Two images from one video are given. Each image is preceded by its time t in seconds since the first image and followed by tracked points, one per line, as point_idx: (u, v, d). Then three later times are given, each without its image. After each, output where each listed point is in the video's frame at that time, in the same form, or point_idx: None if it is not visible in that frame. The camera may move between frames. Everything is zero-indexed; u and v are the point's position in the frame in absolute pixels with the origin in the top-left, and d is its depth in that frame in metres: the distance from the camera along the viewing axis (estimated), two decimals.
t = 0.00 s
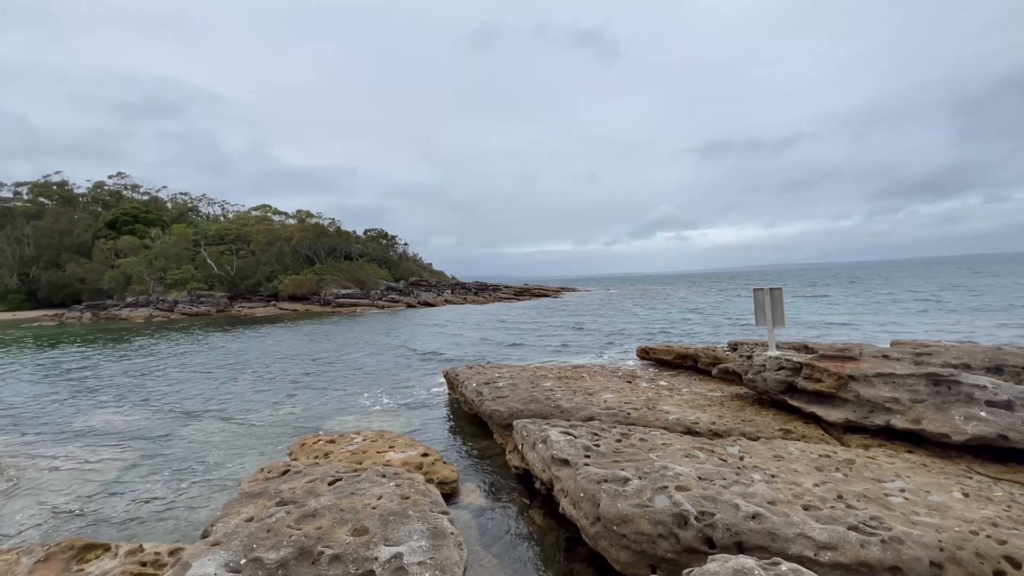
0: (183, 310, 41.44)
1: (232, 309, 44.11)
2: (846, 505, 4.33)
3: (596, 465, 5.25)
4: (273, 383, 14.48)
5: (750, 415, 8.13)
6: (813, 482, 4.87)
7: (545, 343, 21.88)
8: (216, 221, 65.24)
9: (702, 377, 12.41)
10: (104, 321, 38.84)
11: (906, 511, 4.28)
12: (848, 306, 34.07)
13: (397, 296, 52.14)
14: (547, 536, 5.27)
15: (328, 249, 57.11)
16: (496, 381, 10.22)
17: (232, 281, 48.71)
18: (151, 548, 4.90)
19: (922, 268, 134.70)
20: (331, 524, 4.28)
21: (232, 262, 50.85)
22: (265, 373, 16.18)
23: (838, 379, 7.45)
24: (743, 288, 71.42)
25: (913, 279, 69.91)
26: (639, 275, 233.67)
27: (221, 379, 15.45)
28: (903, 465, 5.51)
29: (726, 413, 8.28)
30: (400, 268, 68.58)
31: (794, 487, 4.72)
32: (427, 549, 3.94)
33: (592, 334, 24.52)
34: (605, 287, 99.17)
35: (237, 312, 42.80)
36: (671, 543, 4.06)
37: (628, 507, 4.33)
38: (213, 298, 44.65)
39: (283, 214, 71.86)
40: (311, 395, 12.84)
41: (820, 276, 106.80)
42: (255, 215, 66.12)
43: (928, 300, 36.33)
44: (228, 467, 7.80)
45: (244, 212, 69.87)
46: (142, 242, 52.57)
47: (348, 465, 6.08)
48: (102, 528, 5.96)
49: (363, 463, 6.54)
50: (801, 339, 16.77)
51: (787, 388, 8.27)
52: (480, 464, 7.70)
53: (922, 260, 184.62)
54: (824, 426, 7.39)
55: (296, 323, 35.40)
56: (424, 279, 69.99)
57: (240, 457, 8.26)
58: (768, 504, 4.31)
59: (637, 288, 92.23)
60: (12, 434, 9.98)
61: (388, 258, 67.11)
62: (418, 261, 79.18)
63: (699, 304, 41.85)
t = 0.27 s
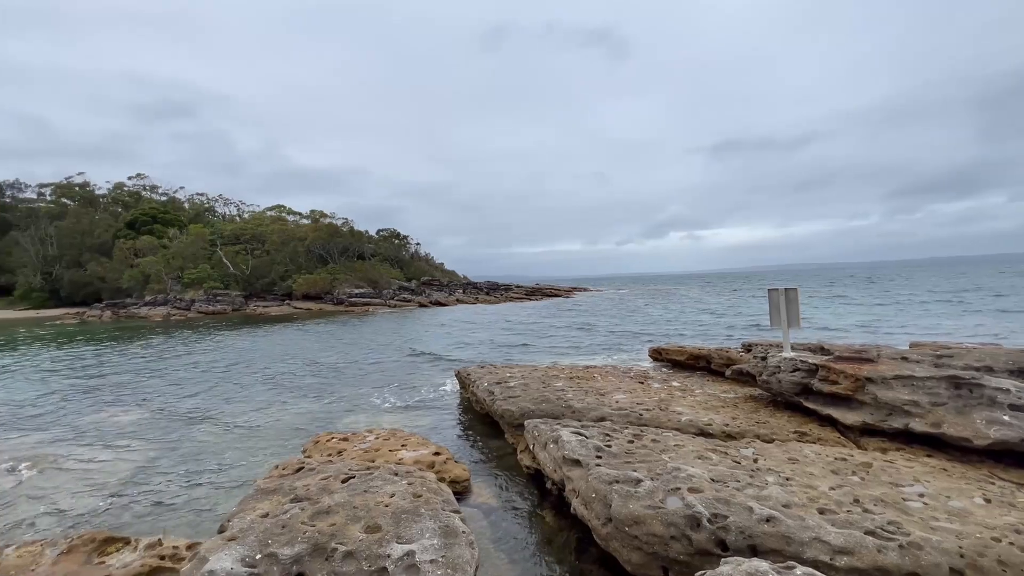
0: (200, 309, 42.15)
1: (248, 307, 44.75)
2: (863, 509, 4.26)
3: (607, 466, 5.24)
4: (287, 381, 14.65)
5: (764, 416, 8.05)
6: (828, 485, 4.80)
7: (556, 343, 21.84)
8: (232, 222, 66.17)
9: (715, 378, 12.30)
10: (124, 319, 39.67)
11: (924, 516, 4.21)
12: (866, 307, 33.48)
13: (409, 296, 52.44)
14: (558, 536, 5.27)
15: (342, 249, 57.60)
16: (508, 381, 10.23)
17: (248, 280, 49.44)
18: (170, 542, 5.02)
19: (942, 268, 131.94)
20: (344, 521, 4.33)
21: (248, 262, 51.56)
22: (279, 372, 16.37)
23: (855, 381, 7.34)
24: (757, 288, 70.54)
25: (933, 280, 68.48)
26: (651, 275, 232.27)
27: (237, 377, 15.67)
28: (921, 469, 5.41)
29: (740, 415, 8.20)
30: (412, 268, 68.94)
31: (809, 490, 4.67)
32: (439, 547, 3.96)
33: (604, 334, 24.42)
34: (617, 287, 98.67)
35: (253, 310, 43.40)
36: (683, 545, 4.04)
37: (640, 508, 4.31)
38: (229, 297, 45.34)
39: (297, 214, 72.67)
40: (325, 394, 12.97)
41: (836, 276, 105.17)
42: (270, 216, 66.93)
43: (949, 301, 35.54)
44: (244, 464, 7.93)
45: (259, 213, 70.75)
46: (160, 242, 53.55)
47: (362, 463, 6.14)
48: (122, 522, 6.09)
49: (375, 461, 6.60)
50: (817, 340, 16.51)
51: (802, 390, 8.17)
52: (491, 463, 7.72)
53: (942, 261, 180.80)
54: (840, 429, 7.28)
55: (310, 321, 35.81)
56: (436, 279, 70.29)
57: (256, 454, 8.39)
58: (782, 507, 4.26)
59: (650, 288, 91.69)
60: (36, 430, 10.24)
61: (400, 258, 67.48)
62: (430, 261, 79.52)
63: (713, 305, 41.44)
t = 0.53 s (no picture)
0: (215, 307, 42.77)
1: (261, 306, 45.32)
2: (878, 512, 4.21)
3: (618, 466, 5.23)
4: (299, 379, 14.81)
5: (777, 418, 7.97)
6: (842, 488, 4.75)
7: (567, 342, 21.82)
8: (246, 221, 66.98)
9: (727, 379, 12.21)
10: (141, 317, 40.39)
11: (941, 520, 4.15)
12: (882, 308, 32.97)
13: (420, 295, 52.68)
14: (568, 535, 5.28)
15: (353, 248, 58.03)
16: (518, 380, 10.25)
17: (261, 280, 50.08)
18: (187, 537, 5.12)
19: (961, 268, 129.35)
20: (356, 518, 4.37)
21: (261, 261, 52.19)
22: (292, 370, 16.55)
23: (870, 383, 7.24)
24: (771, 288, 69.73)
25: (953, 279, 67.00)
26: (663, 275, 230.89)
27: (250, 374, 15.87)
28: (939, 473, 5.32)
29: (752, 416, 8.14)
30: (423, 267, 69.23)
31: (822, 493, 4.62)
32: (449, 545, 3.99)
33: (615, 333, 24.32)
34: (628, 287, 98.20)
35: (266, 309, 43.93)
36: (693, 545, 4.02)
37: (650, 508, 4.30)
38: (243, 296, 45.95)
39: (309, 214, 73.31)
40: (336, 392, 13.09)
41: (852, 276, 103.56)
42: (283, 215, 67.66)
43: (969, 302, 34.83)
44: (258, 460, 8.04)
45: (272, 212, 71.53)
46: (176, 241, 54.36)
47: (373, 460, 6.21)
48: (139, 516, 6.21)
49: (387, 459, 6.66)
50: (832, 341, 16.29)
51: (816, 391, 8.08)
52: (502, 462, 7.75)
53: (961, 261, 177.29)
54: (855, 431, 7.19)
55: (322, 320, 36.16)
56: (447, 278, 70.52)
57: (270, 450, 8.51)
58: (795, 509, 4.22)
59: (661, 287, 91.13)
60: (57, 425, 10.47)
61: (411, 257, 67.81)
62: (441, 260, 79.86)
63: (725, 305, 41.07)
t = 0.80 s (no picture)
0: (227, 305, 43.32)
1: (273, 304, 45.80)
2: (891, 514, 4.17)
3: (627, 465, 5.23)
4: (310, 377, 14.96)
5: (788, 418, 7.91)
6: (854, 489, 4.70)
7: (576, 341, 21.79)
8: (258, 220, 67.66)
9: (738, 378, 12.12)
10: (156, 314, 41.03)
11: (956, 522, 4.09)
12: (897, 307, 32.47)
13: (430, 293, 52.86)
14: (577, 534, 5.29)
15: (364, 247, 58.37)
16: (527, 379, 10.27)
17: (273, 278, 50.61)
18: (202, 530, 5.23)
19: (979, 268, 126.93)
20: (367, 513, 4.42)
21: (273, 260, 52.71)
22: (303, 367, 16.73)
23: (884, 383, 7.16)
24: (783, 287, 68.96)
25: (972, 279, 65.62)
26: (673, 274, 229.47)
27: (262, 372, 16.07)
28: (954, 475, 5.25)
29: (763, 416, 8.09)
30: (433, 266, 69.45)
31: (834, 493, 4.59)
32: (458, 541, 4.03)
33: (624, 333, 24.23)
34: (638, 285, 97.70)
35: (278, 307, 44.41)
36: (703, 545, 4.01)
37: (659, 507, 4.30)
38: (255, 294, 46.48)
39: (320, 213, 73.85)
40: (347, 389, 13.21)
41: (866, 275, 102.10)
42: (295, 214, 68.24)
43: (987, 302, 34.17)
44: (270, 456, 8.15)
45: (284, 211, 72.17)
46: (190, 240, 55.09)
47: (383, 457, 6.27)
48: (155, 510, 6.32)
49: (397, 456, 6.72)
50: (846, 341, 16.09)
51: (829, 391, 8.01)
52: (511, 460, 7.77)
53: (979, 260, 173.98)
54: (868, 432, 7.12)
55: (332, 318, 36.45)
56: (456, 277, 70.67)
57: (282, 446, 8.62)
58: (806, 510, 4.20)
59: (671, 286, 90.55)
60: (75, 420, 10.69)
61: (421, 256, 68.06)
62: (450, 259, 80.08)
63: (736, 304, 40.73)
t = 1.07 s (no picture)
0: (239, 302, 43.77)
1: (284, 301, 46.22)
2: (902, 514, 4.13)
3: (635, 463, 5.24)
4: (320, 374, 15.08)
5: (799, 417, 7.85)
6: (865, 489, 4.66)
7: (584, 340, 21.76)
8: (269, 218, 68.20)
9: (748, 378, 12.04)
10: (169, 312, 41.57)
11: (969, 523, 4.05)
12: (911, 306, 31.96)
13: (439, 291, 53.01)
14: (584, 531, 5.30)
15: (373, 245, 58.63)
16: (535, 376, 10.28)
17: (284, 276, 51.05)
18: (215, 524, 5.32)
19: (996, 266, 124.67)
20: (376, 508, 4.47)
21: (284, 257, 53.13)
22: (313, 364, 16.88)
23: (896, 382, 7.08)
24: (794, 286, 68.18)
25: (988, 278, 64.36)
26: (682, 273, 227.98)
27: (273, 368, 16.23)
28: (968, 476, 5.18)
29: (773, 415, 8.03)
30: (441, 264, 69.57)
31: (845, 493, 4.55)
32: (467, 536, 4.06)
33: (633, 331, 24.11)
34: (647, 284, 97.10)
35: (288, 304, 44.79)
36: (711, 542, 4.01)
37: (667, 505, 4.30)
38: (266, 291, 46.91)
39: (330, 211, 74.27)
40: (356, 386, 13.31)
41: (879, 273, 100.71)
42: (305, 212, 68.69)
43: (1004, 301, 33.52)
44: (281, 451, 8.25)
45: (295, 210, 72.69)
46: (202, 238, 55.68)
47: (392, 452, 6.31)
48: (169, 503, 6.43)
49: (405, 452, 6.76)
50: (858, 340, 15.91)
51: (840, 390, 7.94)
52: (519, 457, 7.80)
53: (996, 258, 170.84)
54: (880, 431, 7.05)
55: (342, 316, 36.71)
56: (465, 275, 70.75)
57: (293, 442, 8.72)
58: (816, 509, 4.17)
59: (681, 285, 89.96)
60: (92, 414, 10.88)
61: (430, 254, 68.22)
62: (459, 257, 80.18)
63: (746, 303, 40.40)
